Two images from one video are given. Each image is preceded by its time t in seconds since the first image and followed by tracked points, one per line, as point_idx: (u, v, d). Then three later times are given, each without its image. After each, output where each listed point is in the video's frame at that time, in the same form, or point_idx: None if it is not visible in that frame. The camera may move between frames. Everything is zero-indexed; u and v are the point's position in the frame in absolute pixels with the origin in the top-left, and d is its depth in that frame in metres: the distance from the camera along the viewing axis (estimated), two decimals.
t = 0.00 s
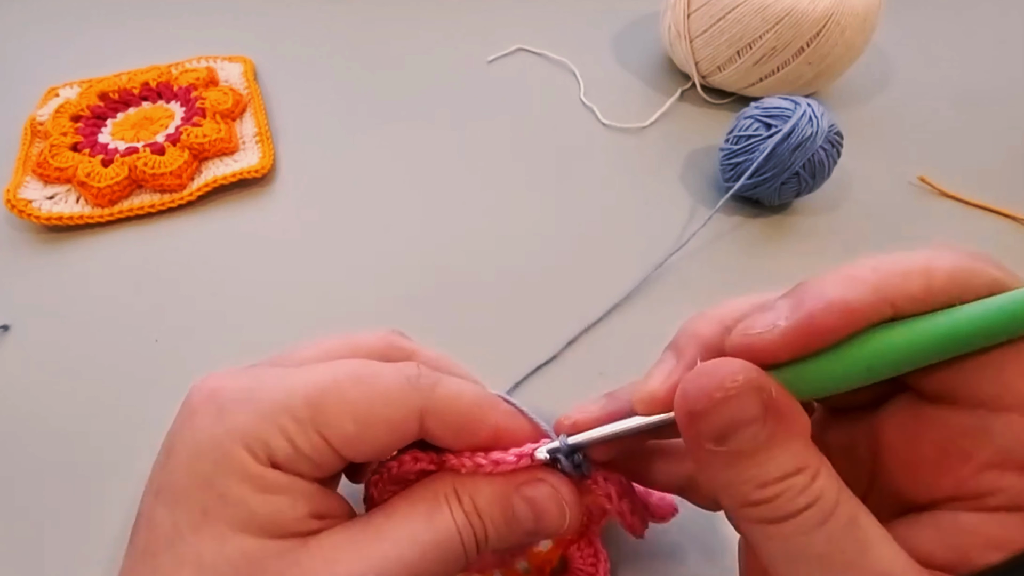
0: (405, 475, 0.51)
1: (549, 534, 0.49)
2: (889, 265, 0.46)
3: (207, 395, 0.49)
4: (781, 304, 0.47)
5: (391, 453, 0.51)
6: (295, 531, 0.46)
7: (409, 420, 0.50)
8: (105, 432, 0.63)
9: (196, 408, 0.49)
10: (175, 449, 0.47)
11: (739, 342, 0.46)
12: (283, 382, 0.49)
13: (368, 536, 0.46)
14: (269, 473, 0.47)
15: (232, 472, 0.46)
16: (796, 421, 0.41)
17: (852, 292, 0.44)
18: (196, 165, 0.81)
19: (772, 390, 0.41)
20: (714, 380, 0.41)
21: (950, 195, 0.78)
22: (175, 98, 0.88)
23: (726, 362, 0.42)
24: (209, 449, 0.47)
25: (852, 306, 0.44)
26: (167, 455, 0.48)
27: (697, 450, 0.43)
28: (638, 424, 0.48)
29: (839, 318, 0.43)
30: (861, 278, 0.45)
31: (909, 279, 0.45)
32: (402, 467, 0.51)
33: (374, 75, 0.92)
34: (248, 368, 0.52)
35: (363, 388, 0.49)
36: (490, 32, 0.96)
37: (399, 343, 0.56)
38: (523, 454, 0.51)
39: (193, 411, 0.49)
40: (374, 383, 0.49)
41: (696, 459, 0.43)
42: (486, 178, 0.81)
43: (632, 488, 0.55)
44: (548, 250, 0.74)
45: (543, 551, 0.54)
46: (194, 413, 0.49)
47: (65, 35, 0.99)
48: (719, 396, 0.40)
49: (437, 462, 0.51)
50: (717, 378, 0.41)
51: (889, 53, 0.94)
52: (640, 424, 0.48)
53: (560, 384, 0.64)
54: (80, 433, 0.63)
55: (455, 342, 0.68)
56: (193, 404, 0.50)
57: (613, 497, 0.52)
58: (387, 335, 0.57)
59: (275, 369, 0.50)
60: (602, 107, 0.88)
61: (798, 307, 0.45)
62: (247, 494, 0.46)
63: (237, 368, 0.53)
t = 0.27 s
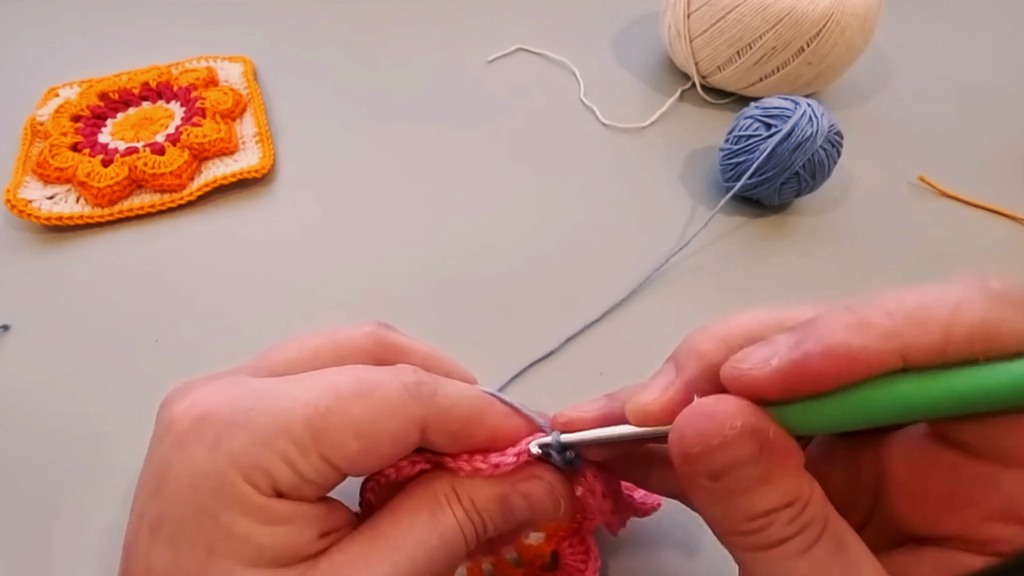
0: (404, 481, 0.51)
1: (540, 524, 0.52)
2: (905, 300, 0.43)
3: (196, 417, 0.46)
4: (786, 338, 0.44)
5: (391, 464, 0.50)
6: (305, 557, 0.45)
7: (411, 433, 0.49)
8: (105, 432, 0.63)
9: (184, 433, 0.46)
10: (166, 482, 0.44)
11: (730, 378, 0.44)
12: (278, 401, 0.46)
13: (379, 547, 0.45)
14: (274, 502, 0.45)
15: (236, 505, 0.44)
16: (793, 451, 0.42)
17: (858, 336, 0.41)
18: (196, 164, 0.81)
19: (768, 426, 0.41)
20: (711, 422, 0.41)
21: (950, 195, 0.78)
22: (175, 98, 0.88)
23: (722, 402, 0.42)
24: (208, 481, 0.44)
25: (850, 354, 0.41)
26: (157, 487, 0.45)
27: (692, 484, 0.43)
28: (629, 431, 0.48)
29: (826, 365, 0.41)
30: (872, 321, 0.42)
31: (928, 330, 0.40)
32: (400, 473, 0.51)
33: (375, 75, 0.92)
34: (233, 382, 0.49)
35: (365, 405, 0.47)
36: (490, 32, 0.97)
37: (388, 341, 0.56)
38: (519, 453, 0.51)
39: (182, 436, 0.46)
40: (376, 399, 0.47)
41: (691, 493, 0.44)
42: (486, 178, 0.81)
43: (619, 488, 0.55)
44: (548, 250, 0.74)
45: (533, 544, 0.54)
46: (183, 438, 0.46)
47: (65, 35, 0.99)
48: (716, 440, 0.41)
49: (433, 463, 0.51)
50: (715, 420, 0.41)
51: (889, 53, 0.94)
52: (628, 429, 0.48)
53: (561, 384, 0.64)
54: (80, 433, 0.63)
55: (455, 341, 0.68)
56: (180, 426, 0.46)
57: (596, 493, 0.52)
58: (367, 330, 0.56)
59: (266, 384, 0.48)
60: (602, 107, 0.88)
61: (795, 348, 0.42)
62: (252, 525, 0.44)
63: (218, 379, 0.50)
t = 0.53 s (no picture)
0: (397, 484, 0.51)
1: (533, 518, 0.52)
2: (886, 345, 0.43)
3: (188, 436, 0.45)
4: (767, 377, 0.44)
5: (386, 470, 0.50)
6: (309, 567, 0.45)
7: (408, 439, 0.48)
8: (104, 433, 0.63)
9: (180, 454, 0.45)
10: (164, 507, 0.43)
11: (707, 410, 0.44)
12: (273, 414, 0.45)
13: (379, 550, 0.46)
14: (276, 519, 0.44)
15: (239, 525, 0.43)
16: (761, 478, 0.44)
17: (834, 386, 0.42)
18: (196, 165, 0.81)
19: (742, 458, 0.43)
20: (689, 465, 0.43)
21: (950, 195, 0.78)
22: (175, 98, 0.88)
23: (700, 440, 0.43)
24: (208, 505, 0.43)
25: (826, 403, 0.42)
26: (154, 514, 0.44)
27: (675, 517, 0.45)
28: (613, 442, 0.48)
29: (801, 414, 0.42)
30: (850, 368, 0.43)
31: (904, 376, 0.42)
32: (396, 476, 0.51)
33: (375, 75, 0.92)
34: (222, 393, 0.47)
35: (363, 415, 0.46)
36: (490, 33, 0.97)
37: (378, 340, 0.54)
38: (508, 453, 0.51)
39: (176, 458, 0.45)
40: (374, 408, 0.46)
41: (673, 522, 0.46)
42: (486, 178, 0.81)
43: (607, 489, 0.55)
44: (549, 251, 0.74)
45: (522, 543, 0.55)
46: (178, 460, 0.44)
47: (65, 36, 0.99)
48: (694, 482, 0.42)
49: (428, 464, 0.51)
50: (694, 458, 0.43)
51: (889, 53, 0.94)
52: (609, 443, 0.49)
53: (561, 384, 0.64)
54: (80, 433, 0.63)
55: (455, 341, 0.68)
56: (172, 447, 0.45)
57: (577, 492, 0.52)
58: (354, 330, 0.54)
59: (258, 397, 0.46)
60: (602, 107, 0.88)
61: (774, 390, 0.43)
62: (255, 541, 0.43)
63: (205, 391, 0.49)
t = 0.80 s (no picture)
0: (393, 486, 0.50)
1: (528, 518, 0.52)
2: (866, 387, 0.41)
3: (190, 457, 0.44)
4: (748, 413, 0.43)
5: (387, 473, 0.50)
6: None
7: (411, 445, 0.47)
8: (104, 432, 0.63)
9: (184, 476, 0.44)
10: (172, 533, 0.43)
11: (685, 442, 0.43)
12: (274, 427, 0.44)
13: (380, 550, 0.46)
14: (287, 535, 0.44)
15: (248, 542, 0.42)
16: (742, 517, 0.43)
17: (812, 431, 0.40)
18: (196, 165, 0.81)
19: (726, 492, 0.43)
20: (666, 499, 0.43)
21: (950, 195, 0.78)
22: (175, 98, 0.88)
23: (678, 475, 0.43)
24: (216, 527, 0.42)
25: (802, 449, 0.40)
26: (161, 540, 0.43)
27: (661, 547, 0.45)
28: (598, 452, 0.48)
29: (776, 459, 0.41)
30: (828, 410, 0.41)
31: (883, 423, 0.40)
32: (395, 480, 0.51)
33: (375, 75, 0.92)
34: (220, 409, 0.46)
35: (366, 422, 0.45)
36: (490, 33, 0.97)
37: (373, 343, 0.54)
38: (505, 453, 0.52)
39: (179, 480, 0.44)
40: (376, 415, 0.46)
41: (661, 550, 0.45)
42: (486, 178, 0.81)
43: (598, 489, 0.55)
44: (549, 250, 0.74)
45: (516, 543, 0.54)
46: (181, 482, 0.44)
47: (65, 36, 0.99)
48: (670, 517, 0.42)
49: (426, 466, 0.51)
50: (672, 494, 0.43)
51: (888, 53, 0.94)
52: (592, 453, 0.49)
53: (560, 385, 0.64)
54: (80, 433, 0.63)
55: (456, 340, 0.68)
56: (174, 469, 0.44)
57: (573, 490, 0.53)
58: (348, 334, 0.54)
59: (258, 410, 0.45)
60: (602, 107, 0.88)
61: (752, 429, 0.41)
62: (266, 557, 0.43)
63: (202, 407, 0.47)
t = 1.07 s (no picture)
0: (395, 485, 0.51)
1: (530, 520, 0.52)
2: (857, 435, 0.37)
3: (189, 457, 0.43)
4: (734, 450, 0.40)
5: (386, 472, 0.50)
6: None
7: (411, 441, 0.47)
8: (104, 432, 0.63)
9: (184, 476, 0.43)
10: (172, 534, 0.42)
11: (666, 474, 0.41)
12: (274, 425, 0.43)
13: (381, 550, 0.46)
14: (288, 534, 0.43)
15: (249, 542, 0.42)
16: (723, 553, 0.43)
17: (799, 482, 0.38)
18: (196, 165, 0.81)
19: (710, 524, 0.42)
20: (647, 538, 0.41)
21: (950, 195, 0.78)
22: (175, 98, 0.88)
23: (660, 506, 0.41)
24: (217, 527, 0.42)
25: (784, 497, 0.38)
26: (161, 541, 0.42)
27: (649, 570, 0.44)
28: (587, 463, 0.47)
29: (760, 506, 0.38)
30: (816, 458, 0.38)
31: (872, 477, 0.37)
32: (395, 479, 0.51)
33: (375, 75, 0.92)
34: (218, 408, 0.46)
35: (366, 420, 0.45)
36: (491, 33, 0.97)
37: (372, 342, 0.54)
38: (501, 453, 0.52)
39: (178, 480, 0.43)
40: (376, 412, 0.45)
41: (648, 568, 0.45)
42: (486, 178, 0.81)
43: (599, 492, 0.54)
44: (549, 251, 0.74)
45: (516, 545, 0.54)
46: (180, 482, 0.43)
47: (65, 36, 0.99)
48: (651, 554, 0.42)
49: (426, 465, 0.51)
50: (651, 530, 0.41)
51: (888, 53, 0.94)
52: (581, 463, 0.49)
53: (560, 385, 0.64)
54: (80, 433, 0.63)
55: (456, 340, 0.68)
56: (172, 468, 0.43)
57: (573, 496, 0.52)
58: (348, 334, 0.54)
59: (256, 409, 0.44)
60: (602, 107, 0.88)
61: (737, 471, 0.39)
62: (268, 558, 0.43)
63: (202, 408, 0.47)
